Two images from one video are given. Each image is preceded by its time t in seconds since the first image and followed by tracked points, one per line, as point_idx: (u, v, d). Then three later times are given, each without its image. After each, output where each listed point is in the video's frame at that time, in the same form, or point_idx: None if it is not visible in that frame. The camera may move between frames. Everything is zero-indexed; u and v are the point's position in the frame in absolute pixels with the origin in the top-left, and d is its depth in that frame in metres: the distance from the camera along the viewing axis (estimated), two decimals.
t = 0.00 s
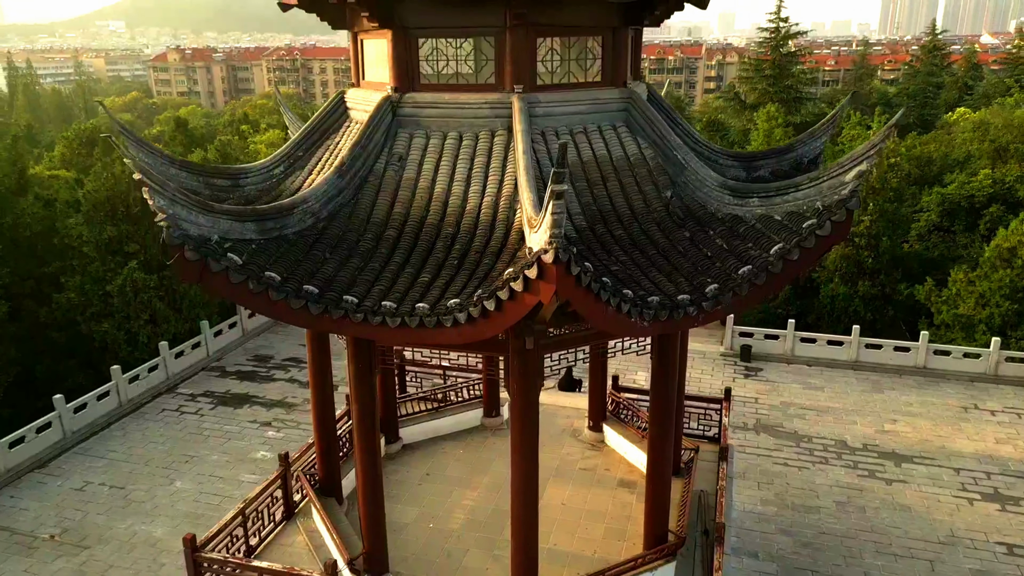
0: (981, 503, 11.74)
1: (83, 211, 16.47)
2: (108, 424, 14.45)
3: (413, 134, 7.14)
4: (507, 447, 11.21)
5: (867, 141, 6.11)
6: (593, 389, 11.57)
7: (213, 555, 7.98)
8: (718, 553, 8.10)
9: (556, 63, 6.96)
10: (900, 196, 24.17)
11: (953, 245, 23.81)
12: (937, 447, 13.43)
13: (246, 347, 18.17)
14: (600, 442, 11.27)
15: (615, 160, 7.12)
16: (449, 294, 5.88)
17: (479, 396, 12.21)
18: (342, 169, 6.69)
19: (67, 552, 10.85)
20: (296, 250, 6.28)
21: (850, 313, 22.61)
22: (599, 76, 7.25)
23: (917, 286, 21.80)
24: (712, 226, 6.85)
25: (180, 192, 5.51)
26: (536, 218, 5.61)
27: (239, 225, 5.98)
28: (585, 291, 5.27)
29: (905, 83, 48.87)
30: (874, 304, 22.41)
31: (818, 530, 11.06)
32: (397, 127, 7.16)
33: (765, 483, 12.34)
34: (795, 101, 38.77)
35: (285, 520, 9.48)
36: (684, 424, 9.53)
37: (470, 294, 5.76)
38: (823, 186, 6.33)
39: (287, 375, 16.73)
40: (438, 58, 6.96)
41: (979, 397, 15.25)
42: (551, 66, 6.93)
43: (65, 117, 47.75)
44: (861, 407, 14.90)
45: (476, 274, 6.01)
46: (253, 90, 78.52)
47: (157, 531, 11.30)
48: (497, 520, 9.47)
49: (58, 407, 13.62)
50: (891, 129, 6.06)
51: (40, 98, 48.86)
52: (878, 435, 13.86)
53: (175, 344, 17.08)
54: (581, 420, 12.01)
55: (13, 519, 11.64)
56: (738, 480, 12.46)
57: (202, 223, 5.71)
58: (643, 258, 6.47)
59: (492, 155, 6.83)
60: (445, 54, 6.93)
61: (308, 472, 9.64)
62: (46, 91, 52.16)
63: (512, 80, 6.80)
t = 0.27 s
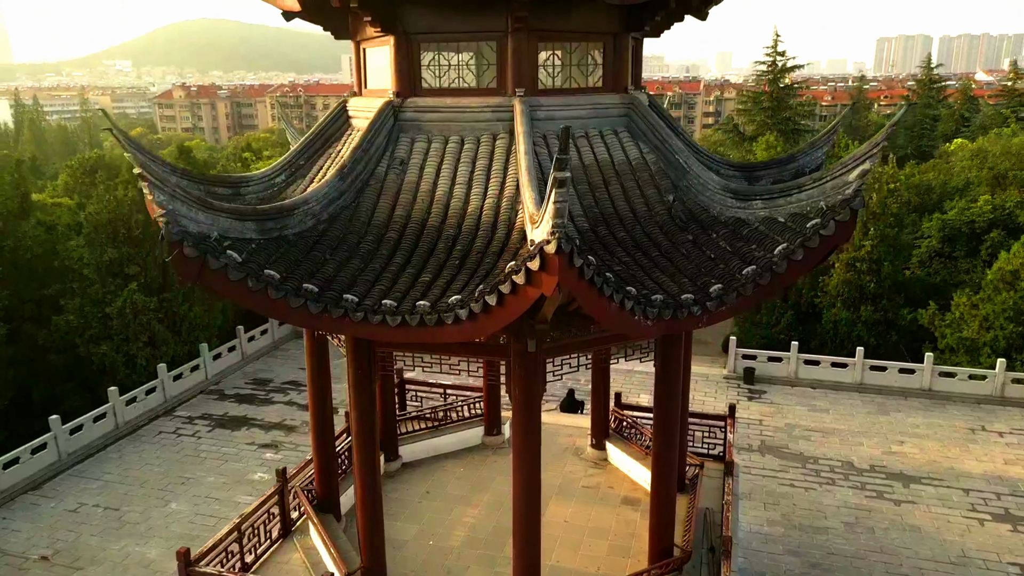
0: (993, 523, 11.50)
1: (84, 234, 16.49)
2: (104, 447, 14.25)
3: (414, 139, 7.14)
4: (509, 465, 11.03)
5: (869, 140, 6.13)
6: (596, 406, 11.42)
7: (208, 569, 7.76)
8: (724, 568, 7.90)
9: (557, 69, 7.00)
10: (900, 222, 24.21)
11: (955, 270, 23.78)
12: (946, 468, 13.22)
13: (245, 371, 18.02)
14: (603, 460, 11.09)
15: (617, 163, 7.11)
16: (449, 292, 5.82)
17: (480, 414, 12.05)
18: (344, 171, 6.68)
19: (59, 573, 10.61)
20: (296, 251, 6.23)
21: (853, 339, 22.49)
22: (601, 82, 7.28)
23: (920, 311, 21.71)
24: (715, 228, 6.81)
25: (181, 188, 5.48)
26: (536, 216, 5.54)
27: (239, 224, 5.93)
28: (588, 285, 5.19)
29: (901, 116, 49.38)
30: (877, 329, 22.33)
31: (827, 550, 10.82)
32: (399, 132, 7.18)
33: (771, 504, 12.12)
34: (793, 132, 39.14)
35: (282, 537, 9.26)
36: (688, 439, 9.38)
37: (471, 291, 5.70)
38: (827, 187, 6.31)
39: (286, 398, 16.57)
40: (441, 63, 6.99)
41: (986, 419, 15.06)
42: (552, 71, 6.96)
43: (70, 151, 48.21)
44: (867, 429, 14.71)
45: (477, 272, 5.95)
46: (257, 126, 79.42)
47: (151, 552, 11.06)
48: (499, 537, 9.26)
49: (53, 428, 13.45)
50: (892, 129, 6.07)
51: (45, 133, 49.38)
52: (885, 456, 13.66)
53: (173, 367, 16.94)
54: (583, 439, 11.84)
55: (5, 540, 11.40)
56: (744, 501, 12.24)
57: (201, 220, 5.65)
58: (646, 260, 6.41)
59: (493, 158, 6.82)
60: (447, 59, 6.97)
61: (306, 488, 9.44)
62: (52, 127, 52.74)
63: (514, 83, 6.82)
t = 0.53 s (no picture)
0: (1004, 544, 11.26)
1: (84, 256, 16.50)
2: (99, 469, 14.04)
3: (415, 143, 7.15)
4: (510, 483, 10.84)
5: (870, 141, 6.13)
6: (598, 424, 11.27)
7: None
8: None
9: (559, 73, 7.04)
10: (901, 247, 24.21)
11: (957, 296, 23.71)
12: (954, 489, 13.00)
13: (243, 395, 17.86)
14: (606, 478, 10.91)
15: (618, 167, 7.11)
16: (450, 290, 5.75)
17: (480, 433, 11.85)
18: (344, 173, 6.67)
19: None
20: (296, 251, 6.19)
21: (857, 364, 22.33)
22: (602, 88, 7.31)
23: (923, 336, 21.60)
24: (716, 231, 6.77)
25: (180, 185, 5.49)
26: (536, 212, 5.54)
27: (237, 222, 5.90)
28: (590, 278, 5.13)
29: (898, 148, 49.77)
30: (881, 355, 22.18)
31: (835, 570, 10.57)
32: (400, 137, 7.19)
33: (778, 525, 11.89)
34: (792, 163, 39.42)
35: (279, 554, 9.03)
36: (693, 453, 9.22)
37: (472, 288, 5.63)
38: (829, 187, 6.29)
39: (284, 421, 16.39)
40: (443, 68, 7.03)
41: (993, 440, 14.86)
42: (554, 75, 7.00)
43: (74, 183, 48.59)
44: (873, 450, 14.51)
45: (478, 270, 5.89)
46: (260, 160, 80.13)
47: (144, 573, 10.82)
48: (501, 554, 9.06)
49: (48, 449, 13.26)
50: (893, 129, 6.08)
51: (50, 166, 49.81)
52: (892, 477, 13.45)
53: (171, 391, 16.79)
54: (585, 457, 11.66)
55: None
56: (750, 522, 12.01)
57: (200, 217, 5.63)
58: (648, 260, 6.36)
59: (494, 160, 6.80)
60: (449, 64, 7.01)
61: (303, 504, 9.25)
62: (56, 161, 53.22)
63: (514, 86, 6.85)
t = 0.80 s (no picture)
0: (1015, 565, 11.02)
1: (84, 278, 16.50)
2: (93, 492, 13.83)
3: (415, 148, 7.17)
4: (510, 501, 10.66)
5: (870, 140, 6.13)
6: (599, 441, 11.12)
7: None
8: None
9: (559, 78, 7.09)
10: (902, 273, 24.19)
11: (959, 321, 23.61)
12: (962, 510, 12.78)
13: (241, 419, 17.69)
14: (608, 497, 10.73)
15: (618, 171, 7.11)
16: (450, 287, 5.70)
17: (480, 451, 11.71)
18: (345, 177, 6.68)
19: None
20: (296, 252, 6.16)
21: (860, 390, 22.15)
22: (602, 94, 7.37)
23: (926, 361, 21.46)
24: (717, 234, 6.75)
25: (180, 182, 5.46)
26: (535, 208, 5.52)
27: (235, 220, 5.88)
28: (591, 271, 5.07)
29: (896, 180, 50.06)
30: (884, 380, 21.99)
31: None
32: (400, 142, 7.22)
33: (783, 546, 11.66)
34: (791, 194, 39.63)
35: (274, 572, 8.83)
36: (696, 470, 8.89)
37: (471, 284, 5.58)
38: (829, 188, 6.29)
39: (282, 445, 16.21)
40: (443, 74, 7.09)
41: (1001, 463, 14.65)
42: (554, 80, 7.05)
43: (77, 214, 48.81)
44: (878, 473, 14.31)
45: (478, 268, 5.85)
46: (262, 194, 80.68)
47: None
48: (500, 571, 8.85)
49: (42, 470, 13.08)
50: (892, 129, 6.09)
51: (54, 200, 50.17)
52: (899, 499, 13.23)
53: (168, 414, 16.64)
54: (587, 476, 11.48)
55: None
56: (755, 544, 11.79)
57: (197, 214, 5.61)
58: (649, 262, 6.31)
59: (494, 164, 6.82)
60: (449, 70, 7.07)
61: (299, 520, 9.06)
62: (61, 195, 53.61)
63: (514, 91, 6.89)
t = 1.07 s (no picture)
0: None
1: (83, 300, 16.48)
2: (87, 515, 13.60)
3: (415, 153, 7.19)
4: (510, 519, 10.48)
5: (867, 140, 6.14)
6: (600, 459, 10.97)
7: None
8: None
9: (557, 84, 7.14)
10: (904, 299, 24.14)
11: (962, 347, 23.49)
12: (971, 532, 12.55)
13: (238, 444, 17.51)
14: (610, 515, 10.55)
15: (617, 176, 7.12)
16: (449, 283, 5.66)
17: (480, 470, 11.56)
18: (344, 180, 6.69)
19: None
20: (294, 251, 6.14)
21: (864, 416, 21.94)
22: (600, 101, 7.42)
23: (930, 386, 21.30)
24: (717, 236, 6.74)
25: (180, 178, 5.45)
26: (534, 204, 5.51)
27: (234, 219, 5.88)
28: (591, 264, 5.04)
29: (895, 211, 50.25)
30: (889, 406, 21.78)
31: None
32: (400, 147, 7.25)
33: (789, 567, 11.43)
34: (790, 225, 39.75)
35: None
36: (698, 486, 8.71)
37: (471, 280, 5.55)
38: (829, 188, 6.28)
39: (280, 469, 16.01)
40: (443, 81, 7.15)
41: (1008, 485, 14.44)
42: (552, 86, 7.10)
43: (79, 246, 48.92)
44: (884, 495, 14.10)
45: (478, 265, 5.81)
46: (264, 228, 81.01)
47: None
48: None
49: (36, 491, 12.87)
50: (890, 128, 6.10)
51: (56, 234, 50.37)
52: (906, 521, 13.01)
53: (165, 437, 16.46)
54: (589, 495, 11.31)
55: None
56: (761, 565, 11.56)
57: (196, 211, 5.61)
58: (648, 263, 6.28)
59: (493, 167, 6.83)
60: (449, 77, 7.13)
61: (295, 536, 8.88)
62: (64, 229, 53.85)
63: (513, 95, 6.92)
